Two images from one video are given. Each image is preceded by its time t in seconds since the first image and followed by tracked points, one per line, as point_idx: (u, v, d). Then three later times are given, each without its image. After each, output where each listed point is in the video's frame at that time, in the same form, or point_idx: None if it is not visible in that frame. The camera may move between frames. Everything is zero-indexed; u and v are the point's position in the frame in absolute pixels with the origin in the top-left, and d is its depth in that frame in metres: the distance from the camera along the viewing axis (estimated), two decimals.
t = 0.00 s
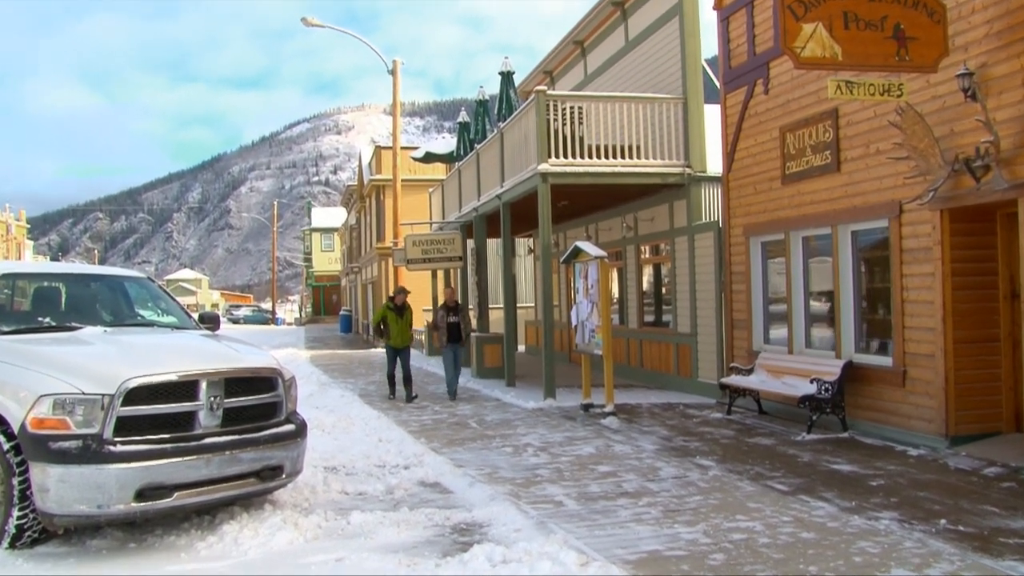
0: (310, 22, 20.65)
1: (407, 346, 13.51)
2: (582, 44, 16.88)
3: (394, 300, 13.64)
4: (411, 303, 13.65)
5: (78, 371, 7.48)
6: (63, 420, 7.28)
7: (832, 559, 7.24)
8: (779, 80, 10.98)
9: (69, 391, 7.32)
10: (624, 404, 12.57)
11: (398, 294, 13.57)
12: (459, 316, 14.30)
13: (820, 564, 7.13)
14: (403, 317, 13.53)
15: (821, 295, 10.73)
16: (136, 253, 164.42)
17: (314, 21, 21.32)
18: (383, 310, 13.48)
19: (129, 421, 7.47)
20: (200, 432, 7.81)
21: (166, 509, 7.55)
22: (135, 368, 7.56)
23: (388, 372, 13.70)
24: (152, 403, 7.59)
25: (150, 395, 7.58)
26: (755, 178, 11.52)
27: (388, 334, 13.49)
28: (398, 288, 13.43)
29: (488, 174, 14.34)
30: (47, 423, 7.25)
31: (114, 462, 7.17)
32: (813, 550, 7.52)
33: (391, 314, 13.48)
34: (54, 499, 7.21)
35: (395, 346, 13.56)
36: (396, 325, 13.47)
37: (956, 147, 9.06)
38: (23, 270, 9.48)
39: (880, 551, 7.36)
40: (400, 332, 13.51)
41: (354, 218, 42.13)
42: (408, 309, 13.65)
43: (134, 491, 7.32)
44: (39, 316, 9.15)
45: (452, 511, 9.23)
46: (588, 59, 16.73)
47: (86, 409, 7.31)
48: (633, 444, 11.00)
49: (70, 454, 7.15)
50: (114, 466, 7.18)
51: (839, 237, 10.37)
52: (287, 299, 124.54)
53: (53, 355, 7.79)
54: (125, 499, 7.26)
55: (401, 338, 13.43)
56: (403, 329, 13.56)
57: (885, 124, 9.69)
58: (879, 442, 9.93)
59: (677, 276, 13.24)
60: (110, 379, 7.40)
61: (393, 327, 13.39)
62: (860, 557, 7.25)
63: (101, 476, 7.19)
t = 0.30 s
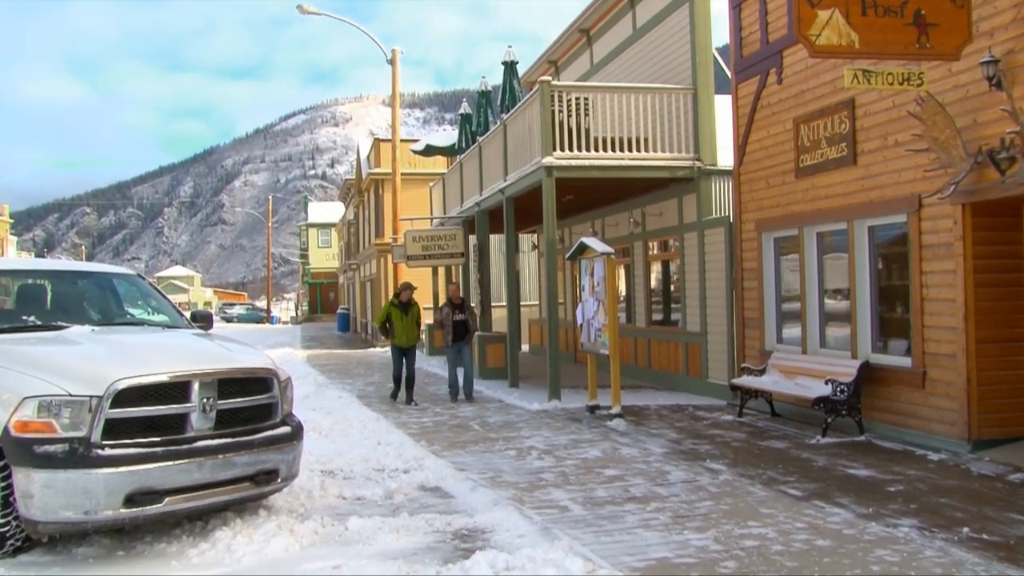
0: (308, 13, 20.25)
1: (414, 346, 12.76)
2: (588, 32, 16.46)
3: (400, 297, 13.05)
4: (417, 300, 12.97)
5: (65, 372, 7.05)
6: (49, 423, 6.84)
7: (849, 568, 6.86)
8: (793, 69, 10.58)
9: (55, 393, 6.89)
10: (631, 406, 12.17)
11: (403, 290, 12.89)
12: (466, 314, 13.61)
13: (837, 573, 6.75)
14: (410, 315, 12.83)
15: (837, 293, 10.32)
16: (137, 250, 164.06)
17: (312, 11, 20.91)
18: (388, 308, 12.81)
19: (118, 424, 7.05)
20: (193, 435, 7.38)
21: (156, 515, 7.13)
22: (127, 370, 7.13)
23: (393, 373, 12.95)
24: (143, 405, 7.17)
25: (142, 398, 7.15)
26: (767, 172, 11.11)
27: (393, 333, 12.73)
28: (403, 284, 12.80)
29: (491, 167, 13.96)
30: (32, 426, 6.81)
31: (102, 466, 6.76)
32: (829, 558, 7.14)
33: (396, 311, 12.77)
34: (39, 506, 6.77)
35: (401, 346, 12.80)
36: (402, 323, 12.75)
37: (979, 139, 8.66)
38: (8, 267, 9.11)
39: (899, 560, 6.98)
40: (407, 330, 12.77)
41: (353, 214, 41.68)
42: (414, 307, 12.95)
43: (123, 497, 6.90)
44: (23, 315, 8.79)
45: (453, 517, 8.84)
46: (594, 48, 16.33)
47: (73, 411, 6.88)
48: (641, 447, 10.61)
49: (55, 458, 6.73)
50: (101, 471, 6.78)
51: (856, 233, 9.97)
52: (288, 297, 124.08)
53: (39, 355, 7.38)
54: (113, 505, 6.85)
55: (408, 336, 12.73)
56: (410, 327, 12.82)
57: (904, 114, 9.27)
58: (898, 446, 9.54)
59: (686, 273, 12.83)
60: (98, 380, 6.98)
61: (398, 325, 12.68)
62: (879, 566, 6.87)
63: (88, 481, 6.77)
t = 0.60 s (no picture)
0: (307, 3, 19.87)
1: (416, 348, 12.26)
2: (594, 21, 16.07)
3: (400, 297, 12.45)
4: (418, 300, 12.45)
5: (50, 373, 6.63)
6: (33, 427, 6.44)
7: None
8: (807, 58, 10.18)
9: (39, 395, 6.47)
10: (639, 407, 11.77)
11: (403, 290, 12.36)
12: (475, 314, 13.07)
13: None
14: (411, 316, 12.31)
15: (852, 291, 9.93)
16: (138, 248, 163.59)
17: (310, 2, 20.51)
18: (388, 309, 12.27)
19: (105, 427, 6.66)
20: (184, 438, 7.00)
21: (145, 521, 6.75)
22: (110, 372, 6.72)
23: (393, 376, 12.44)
24: (131, 408, 6.77)
25: (130, 400, 6.76)
26: (780, 165, 10.71)
27: (394, 335, 12.21)
28: (403, 283, 12.28)
29: (493, 161, 13.57)
30: (14, 429, 6.42)
31: (89, 470, 6.38)
32: (845, 567, 6.77)
33: (396, 312, 12.24)
34: (21, 513, 6.37)
35: (403, 348, 12.28)
36: (403, 325, 12.23)
37: (1003, 130, 8.26)
38: None
39: (920, 569, 6.61)
40: (408, 332, 12.26)
41: (352, 211, 41.23)
42: (415, 307, 12.43)
43: (110, 503, 6.53)
44: (6, 314, 8.42)
45: (454, 523, 8.47)
46: (600, 37, 15.93)
47: (59, 414, 6.48)
48: (648, 451, 10.23)
49: (39, 463, 6.33)
50: (89, 476, 6.39)
51: (872, 228, 9.57)
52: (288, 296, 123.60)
53: (23, 355, 6.97)
54: (100, 512, 6.48)
55: (408, 340, 12.19)
56: (412, 329, 12.30)
57: (923, 105, 8.88)
58: (916, 451, 9.16)
59: (696, 271, 12.43)
60: (85, 382, 6.58)
61: (400, 326, 12.16)
62: None
63: (74, 486, 6.40)
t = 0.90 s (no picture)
0: None
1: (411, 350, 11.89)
2: (598, 9, 15.69)
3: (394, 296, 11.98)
4: (411, 300, 12.05)
5: (31, 373, 6.24)
6: (13, 430, 6.04)
7: None
8: (822, 46, 9.78)
9: (20, 396, 6.07)
10: (644, 409, 11.40)
11: (395, 289, 11.94)
12: (482, 311, 12.21)
13: None
14: (405, 316, 11.92)
15: (868, 289, 9.54)
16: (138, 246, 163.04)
17: None
18: (380, 308, 11.85)
19: (90, 430, 6.26)
20: (173, 442, 6.59)
21: (132, 528, 6.37)
22: (98, 373, 6.32)
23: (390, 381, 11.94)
24: (117, 411, 6.35)
25: (116, 403, 6.34)
26: (792, 158, 10.32)
27: (388, 337, 11.82)
28: (395, 281, 11.80)
29: (494, 155, 13.20)
30: None
31: (73, 476, 5.99)
32: None
33: (390, 312, 11.85)
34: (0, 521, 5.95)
35: (397, 351, 11.88)
36: (397, 325, 11.84)
37: None
38: None
39: None
40: (402, 333, 11.87)
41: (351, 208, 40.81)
42: (408, 307, 12.04)
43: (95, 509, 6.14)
44: None
45: (453, 529, 8.10)
46: (605, 26, 15.55)
47: (41, 417, 6.07)
48: (654, 454, 9.86)
49: (20, 469, 5.92)
50: (73, 482, 6.00)
51: (888, 223, 9.18)
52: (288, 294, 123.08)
53: (4, 354, 6.57)
54: (84, 519, 6.08)
55: (403, 342, 11.80)
56: (406, 330, 11.92)
57: (943, 94, 8.47)
58: (935, 455, 8.79)
59: (704, 268, 12.03)
60: (70, 382, 6.18)
61: (394, 327, 11.78)
62: None
63: (57, 492, 6.00)
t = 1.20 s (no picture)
0: None
1: (409, 346, 11.45)
2: None
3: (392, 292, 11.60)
4: (410, 294, 11.67)
5: (14, 373, 5.92)
6: None
7: None
8: (838, 32, 9.39)
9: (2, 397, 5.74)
10: (651, 410, 11.02)
11: (393, 283, 11.58)
12: (489, 310, 11.72)
13: None
14: (403, 311, 11.50)
15: (885, 285, 9.13)
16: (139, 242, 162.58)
17: None
18: (377, 302, 11.48)
19: (77, 432, 5.91)
20: (162, 444, 6.24)
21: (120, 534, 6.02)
22: (84, 371, 6.00)
23: (389, 381, 11.58)
24: (104, 412, 6.03)
25: (103, 403, 6.02)
26: (805, 149, 9.92)
27: (385, 333, 11.41)
28: (393, 274, 11.46)
29: (496, 146, 12.83)
30: None
31: (59, 479, 5.65)
32: None
33: (387, 307, 11.46)
34: None
35: (394, 347, 11.46)
36: (394, 321, 11.43)
37: None
38: None
39: None
40: (399, 329, 11.46)
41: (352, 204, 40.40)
42: (407, 302, 11.65)
43: (82, 514, 5.79)
44: None
45: (453, 534, 7.74)
46: (611, 12, 15.17)
47: (25, 418, 5.75)
48: (662, 457, 9.49)
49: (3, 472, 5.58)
50: (59, 485, 5.67)
51: (906, 217, 8.78)
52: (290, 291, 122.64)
53: None
54: (70, 524, 5.74)
55: (399, 338, 11.38)
56: (404, 326, 11.50)
57: (965, 82, 8.07)
58: (956, 459, 8.40)
59: (713, 263, 11.62)
60: (54, 382, 5.85)
61: (390, 323, 11.36)
62: None
63: (42, 496, 5.66)
